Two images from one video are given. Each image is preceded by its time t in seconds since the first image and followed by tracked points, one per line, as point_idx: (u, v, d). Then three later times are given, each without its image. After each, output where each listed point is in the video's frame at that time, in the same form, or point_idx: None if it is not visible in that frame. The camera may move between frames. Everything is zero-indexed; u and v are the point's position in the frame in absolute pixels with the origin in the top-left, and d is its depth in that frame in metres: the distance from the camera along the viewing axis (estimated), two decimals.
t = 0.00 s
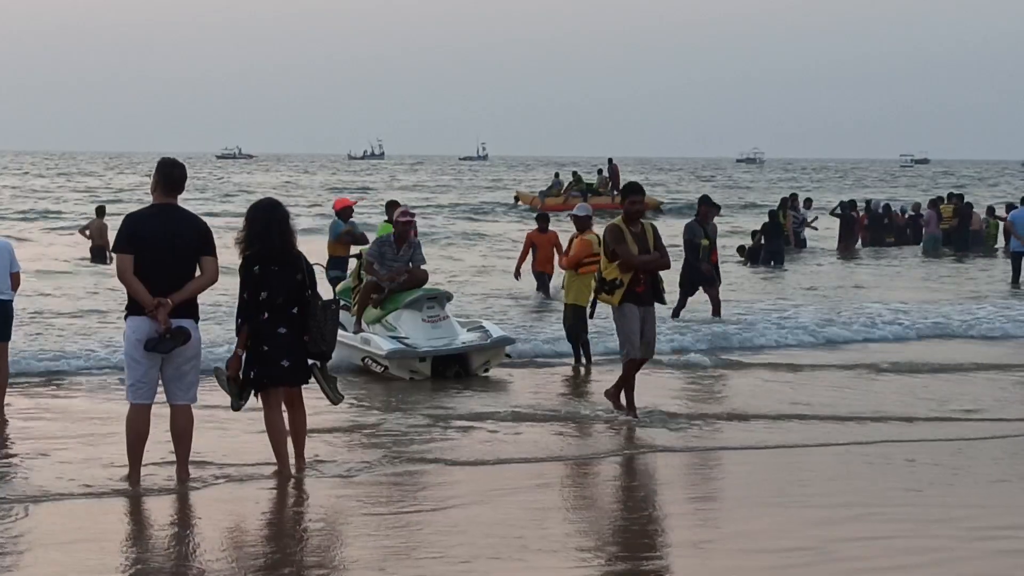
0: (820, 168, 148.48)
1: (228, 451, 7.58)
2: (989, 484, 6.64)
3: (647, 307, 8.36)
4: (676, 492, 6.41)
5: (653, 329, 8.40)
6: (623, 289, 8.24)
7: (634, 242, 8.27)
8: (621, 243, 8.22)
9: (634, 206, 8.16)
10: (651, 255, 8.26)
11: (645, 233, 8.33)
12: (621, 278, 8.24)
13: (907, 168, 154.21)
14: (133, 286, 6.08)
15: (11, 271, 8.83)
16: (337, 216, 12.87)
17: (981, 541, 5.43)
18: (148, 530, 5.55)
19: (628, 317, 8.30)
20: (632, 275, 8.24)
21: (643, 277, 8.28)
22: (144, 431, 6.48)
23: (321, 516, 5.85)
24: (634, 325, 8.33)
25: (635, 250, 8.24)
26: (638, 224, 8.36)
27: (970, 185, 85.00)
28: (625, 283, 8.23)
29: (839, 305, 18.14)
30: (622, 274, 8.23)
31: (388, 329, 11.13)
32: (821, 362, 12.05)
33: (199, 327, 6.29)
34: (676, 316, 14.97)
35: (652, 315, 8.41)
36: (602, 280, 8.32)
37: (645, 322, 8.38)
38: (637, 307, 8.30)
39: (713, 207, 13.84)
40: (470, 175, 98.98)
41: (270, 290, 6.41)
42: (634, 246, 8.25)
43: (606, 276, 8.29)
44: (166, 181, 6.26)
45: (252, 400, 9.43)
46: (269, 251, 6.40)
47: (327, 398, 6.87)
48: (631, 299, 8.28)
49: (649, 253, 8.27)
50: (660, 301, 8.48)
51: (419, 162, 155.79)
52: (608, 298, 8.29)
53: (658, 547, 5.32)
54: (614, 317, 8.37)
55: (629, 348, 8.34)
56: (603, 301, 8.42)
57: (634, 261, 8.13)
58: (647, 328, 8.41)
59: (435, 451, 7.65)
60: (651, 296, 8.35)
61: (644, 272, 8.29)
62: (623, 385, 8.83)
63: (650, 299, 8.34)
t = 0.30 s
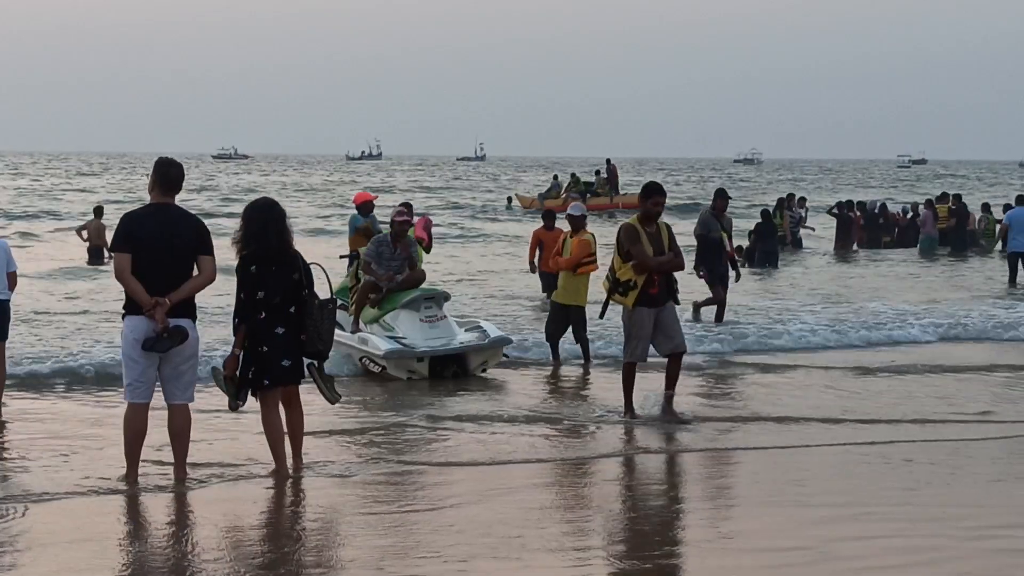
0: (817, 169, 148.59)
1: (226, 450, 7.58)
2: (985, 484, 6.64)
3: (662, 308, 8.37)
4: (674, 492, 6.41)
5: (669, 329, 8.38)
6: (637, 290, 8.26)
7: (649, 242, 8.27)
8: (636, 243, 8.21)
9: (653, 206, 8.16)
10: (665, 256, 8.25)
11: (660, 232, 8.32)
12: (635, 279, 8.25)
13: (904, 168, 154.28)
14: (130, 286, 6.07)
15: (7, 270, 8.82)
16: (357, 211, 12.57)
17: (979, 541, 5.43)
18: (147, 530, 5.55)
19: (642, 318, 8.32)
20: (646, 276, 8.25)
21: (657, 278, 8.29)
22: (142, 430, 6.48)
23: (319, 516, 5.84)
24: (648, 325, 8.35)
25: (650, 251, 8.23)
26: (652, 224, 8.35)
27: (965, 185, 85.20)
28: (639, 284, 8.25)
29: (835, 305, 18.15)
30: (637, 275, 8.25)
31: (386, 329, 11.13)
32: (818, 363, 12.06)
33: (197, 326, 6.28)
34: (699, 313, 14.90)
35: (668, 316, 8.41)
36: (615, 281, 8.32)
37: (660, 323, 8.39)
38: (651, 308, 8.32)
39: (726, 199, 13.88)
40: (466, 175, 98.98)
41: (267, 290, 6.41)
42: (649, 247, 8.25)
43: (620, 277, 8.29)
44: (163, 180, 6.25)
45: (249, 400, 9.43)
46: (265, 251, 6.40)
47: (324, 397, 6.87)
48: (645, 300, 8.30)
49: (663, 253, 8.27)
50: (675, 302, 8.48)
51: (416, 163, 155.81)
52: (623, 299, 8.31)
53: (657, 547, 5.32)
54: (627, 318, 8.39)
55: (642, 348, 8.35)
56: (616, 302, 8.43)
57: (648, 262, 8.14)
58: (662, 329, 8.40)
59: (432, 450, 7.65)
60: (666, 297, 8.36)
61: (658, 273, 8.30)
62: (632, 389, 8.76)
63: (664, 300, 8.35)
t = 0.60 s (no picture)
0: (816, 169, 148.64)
1: (225, 451, 7.57)
2: (984, 484, 6.63)
3: (688, 311, 8.22)
4: (671, 492, 6.41)
5: (693, 333, 8.26)
6: (664, 291, 8.12)
7: (679, 244, 8.10)
8: (665, 244, 8.05)
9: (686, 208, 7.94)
10: (695, 258, 8.09)
11: (691, 234, 8.14)
12: (663, 280, 8.11)
13: (904, 168, 154.35)
14: (129, 285, 6.07)
15: (6, 270, 8.81)
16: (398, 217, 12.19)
17: (979, 541, 5.42)
18: (146, 530, 5.54)
19: (666, 320, 8.19)
20: (674, 277, 8.10)
21: (684, 280, 8.13)
22: (141, 429, 6.48)
23: (319, 515, 5.84)
24: (674, 328, 8.20)
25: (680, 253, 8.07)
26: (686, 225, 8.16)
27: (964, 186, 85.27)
28: (666, 285, 8.10)
29: (833, 306, 18.15)
30: (664, 276, 8.10)
31: (385, 329, 11.13)
32: (817, 364, 12.06)
33: (195, 326, 6.27)
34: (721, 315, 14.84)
35: (693, 320, 8.26)
36: (643, 281, 8.19)
37: (685, 326, 8.25)
38: (677, 311, 8.17)
39: (738, 202, 13.89)
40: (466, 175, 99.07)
41: (266, 290, 6.41)
42: (679, 248, 8.08)
43: (648, 277, 8.16)
44: (161, 179, 6.25)
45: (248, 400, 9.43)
46: (264, 251, 6.39)
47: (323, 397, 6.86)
48: (671, 302, 8.15)
49: (693, 256, 8.10)
50: (703, 305, 8.32)
51: (416, 164, 155.86)
52: (649, 300, 8.17)
53: (657, 547, 5.32)
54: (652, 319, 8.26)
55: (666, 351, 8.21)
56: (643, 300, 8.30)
57: (677, 263, 7.98)
58: (687, 333, 8.27)
59: (431, 450, 7.64)
60: (693, 300, 8.20)
61: (686, 275, 8.13)
62: (641, 392, 8.67)
63: (691, 303, 8.19)
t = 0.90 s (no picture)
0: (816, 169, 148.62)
1: (225, 451, 7.57)
2: (982, 483, 6.65)
3: (715, 310, 8.10)
4: (670, 492, 6.41)
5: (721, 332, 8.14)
6: (692, 288, 7.98)
7: (705, 241, 8.04)
8: (692, 240, 7.99)
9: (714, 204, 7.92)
10: (722, 255, 8.01)
11: (717, 232, 8.10)
12: (690, 278, 7.98)
13: (903, 169, 154.39)
14: (125, 286, 6.08)
15: (6, 271, 8.80)
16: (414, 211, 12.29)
17: (979, 540, 5.42)
18: (146, 530, 5.54)
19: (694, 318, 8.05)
20: (701, 274, 7.98)
21: (712, 277, 8.01)
22: (142, 430, 6.48)
23: (319, 516, 5.83)
24: (704, 326, 8.05)
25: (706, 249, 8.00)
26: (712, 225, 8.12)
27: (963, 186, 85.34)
28: (694, 282, 7.97)
29: (833, 307, 18.15)
30: (691, 273, 7.98)
31: (385, 330, 11.13)
32: (816, 365, 12.06)
33: (193, 326, 6.26)
34: (736, 322, 14.68)
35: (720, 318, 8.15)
36: (669, 278, 8.07)
37: (712, 324, 8.11)
38: (704, 308, 8.03)
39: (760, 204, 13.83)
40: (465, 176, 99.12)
41: (266, 290, 6.40)
42: (705, 245, 8.02)
43: (674, 275, 8.05)
44: (160, 180, 6.26)
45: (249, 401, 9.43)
46: (264, 251, 6.39)
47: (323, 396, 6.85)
48: (698, 300, 8.01)
49: (720, 252, 8.02)
50: (728, 305, 8.21)
51: (415, 165, 155.90)
52: (676, 298, 8.03)
53: (657, 547, 5.32)
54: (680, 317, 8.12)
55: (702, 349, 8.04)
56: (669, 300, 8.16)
57: (704, 259, 7.89)
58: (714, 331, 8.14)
59: (432, 451, 7.64)
60: (720, 298, 8.08)
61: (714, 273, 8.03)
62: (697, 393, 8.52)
63: (719, 301, 8.07)
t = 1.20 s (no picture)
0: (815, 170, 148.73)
1: (225, 450, 7.56)
2: (985, 482, 6.62)
3: (737, 314, 8.01)
4: (670, 491, 6.40)
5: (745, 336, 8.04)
6: (713, 296, 7.89)
7: (726, 246, 7.90)
8: (712, 247, 7.84)
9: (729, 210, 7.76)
10: (743, 260, 7.88)
11: (738, 235, 7.95)
12: (711, 285, 7.89)
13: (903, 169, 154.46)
14: (120, 283, 6.10)
15: (7, 269, 8.79)
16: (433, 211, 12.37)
17: (982, 540, 5.40)
18: (147, 528, 5.54)
19: (717, 325, 7.98)
20: (722, 281, 7.88)
21: (734, 284, 7.90)
22: (142, 429, 6.48)
23: (319, 514, 5.83)
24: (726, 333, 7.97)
25: (726, 255, 7.87)
26: (731, 228, 7.97)
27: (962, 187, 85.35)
28: (715, 289, 7.88)
29: (833, 307, 18.14)
30: (712, 280, 7.88)
31: (385, 329, 11.13)
32: (815, 365, 12.05)
33: (191, 325, 6.24)
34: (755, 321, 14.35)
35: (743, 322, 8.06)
36: (690, 286, 7.97)
37: (735, 329, 8.03)
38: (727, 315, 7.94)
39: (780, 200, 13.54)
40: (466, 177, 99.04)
41: (267, 288, 6.40)
42: (725, 251, 7.88)
43: (695, 282, 7.94)
44: (160, 179, 6.27)
45: (249, 400, 9.42)
46: (264, 250, 6.39)
47: (324, 396, 6.85)
48: (720, 307, 7.93)
49: (741, 257, 7.89)
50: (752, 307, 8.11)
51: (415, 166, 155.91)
52: (698, 305, 7.95)
53: (657, 545, 5.32)
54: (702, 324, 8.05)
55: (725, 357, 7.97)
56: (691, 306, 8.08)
57: (724, 267, 7.77)
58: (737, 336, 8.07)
59: (433, 450, 7.63)
60: (742, 303, 7.98)
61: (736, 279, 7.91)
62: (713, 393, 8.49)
63: (741, 305, 7.97)
